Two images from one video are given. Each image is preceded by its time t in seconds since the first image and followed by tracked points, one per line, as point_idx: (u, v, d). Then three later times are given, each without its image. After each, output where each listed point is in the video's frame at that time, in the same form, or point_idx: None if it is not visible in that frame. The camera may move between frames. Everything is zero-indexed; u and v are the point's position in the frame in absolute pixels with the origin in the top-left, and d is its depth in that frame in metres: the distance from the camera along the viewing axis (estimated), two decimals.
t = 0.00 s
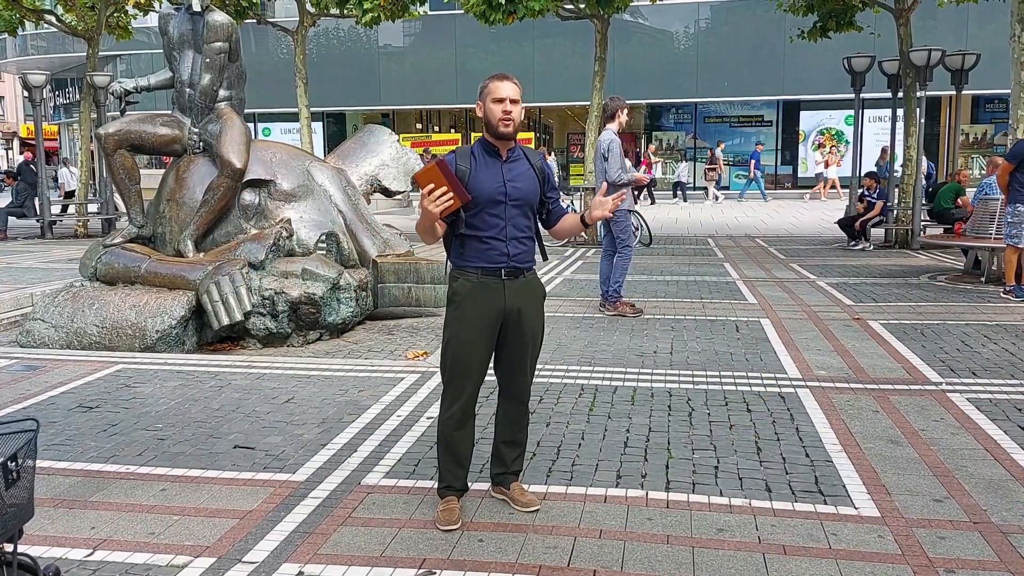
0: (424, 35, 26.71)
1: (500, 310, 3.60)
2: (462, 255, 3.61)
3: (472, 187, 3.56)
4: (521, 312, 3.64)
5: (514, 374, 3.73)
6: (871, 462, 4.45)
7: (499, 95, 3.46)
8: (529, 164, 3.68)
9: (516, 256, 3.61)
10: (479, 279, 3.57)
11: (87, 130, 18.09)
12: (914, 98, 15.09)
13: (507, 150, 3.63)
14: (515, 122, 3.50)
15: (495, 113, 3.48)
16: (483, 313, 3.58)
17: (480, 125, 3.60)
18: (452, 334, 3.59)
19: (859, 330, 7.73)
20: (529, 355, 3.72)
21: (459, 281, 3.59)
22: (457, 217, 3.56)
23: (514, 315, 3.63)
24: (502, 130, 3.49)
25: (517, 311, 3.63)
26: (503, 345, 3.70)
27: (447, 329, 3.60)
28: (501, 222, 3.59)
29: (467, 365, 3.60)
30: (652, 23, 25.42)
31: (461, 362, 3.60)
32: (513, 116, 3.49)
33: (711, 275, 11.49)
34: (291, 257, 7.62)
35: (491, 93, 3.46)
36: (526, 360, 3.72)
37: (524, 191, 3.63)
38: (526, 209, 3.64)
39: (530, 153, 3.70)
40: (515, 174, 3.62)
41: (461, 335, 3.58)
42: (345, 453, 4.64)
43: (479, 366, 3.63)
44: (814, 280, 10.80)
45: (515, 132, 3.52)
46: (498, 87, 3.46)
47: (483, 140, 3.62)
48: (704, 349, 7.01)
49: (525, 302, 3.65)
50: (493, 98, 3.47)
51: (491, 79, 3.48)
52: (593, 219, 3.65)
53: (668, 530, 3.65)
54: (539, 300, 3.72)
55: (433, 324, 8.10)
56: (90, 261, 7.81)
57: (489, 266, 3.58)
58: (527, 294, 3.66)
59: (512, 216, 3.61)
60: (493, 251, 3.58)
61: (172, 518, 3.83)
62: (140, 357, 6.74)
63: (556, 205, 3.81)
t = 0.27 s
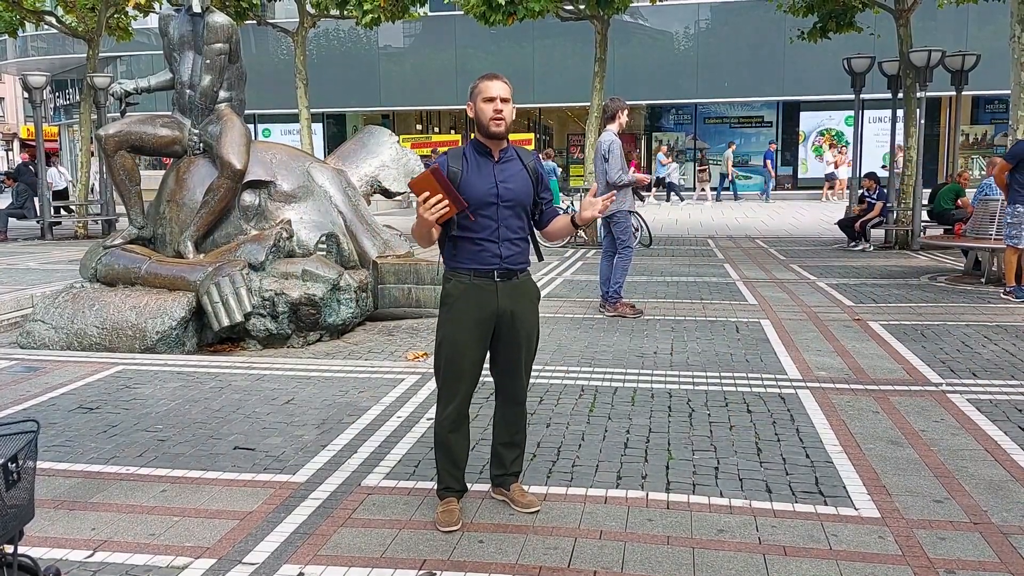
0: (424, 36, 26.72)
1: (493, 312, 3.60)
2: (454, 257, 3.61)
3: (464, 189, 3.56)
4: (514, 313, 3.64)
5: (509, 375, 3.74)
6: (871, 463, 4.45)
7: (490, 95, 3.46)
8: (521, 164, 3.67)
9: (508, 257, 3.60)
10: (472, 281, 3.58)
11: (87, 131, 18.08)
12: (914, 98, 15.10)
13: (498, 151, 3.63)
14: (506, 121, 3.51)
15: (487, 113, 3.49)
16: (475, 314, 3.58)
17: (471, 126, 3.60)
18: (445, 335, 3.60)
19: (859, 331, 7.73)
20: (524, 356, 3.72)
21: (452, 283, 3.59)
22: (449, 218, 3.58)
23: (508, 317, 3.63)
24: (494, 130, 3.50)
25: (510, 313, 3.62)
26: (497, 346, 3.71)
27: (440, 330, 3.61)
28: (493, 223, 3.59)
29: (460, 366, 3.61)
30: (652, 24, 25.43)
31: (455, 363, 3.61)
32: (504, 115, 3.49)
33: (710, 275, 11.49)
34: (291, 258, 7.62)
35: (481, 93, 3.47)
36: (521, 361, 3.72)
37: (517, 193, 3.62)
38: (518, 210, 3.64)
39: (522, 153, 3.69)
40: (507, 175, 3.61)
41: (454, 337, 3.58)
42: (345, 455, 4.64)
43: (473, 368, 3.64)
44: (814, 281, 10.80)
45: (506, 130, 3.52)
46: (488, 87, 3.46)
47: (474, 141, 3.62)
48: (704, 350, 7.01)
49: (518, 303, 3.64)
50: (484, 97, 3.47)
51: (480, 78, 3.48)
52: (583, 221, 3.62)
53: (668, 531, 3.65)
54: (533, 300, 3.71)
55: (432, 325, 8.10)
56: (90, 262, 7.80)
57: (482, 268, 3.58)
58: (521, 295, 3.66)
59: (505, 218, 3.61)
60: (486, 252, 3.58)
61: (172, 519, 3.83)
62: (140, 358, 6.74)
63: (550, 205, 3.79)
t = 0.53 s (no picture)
0: (424, 37, 26.73)
1: (488, 314, 3.60)
2: (448, 258, 3.61)
3: (456, 189, 3.56)
4: (510, 314, 3.64)
5: (506, 375, 3.74)
6: (872, 463, 4.44)
7: (482, 93, 3.46)
8: (514, 164, 3.67)
9: (503, 258, 3.60)
10: (467, 282, 3.58)
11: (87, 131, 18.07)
12: (914, 99, 15.10)
13: (492, 150, 3.63)
14: (499, 119, 3.51)
15: (479, 111, 3.49)
16: (470, 316, 3.58)
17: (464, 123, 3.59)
18: (440, 337, 3.60)
19: (860, 331, 7.72)
20: (520, 356, 3.72)
21: (447, 284, 3.59)
22: (443, 219, 3.59)
23: (503, 317, 3.63)
24: (487, 129, 3.50)
25: (506, 314, 3.63)
26: (494, 347, 3.71)
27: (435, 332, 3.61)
28: (487, 224, 3.59)
29: (457, 368, 3.61)
30: (652, 24, 25.44)
31: (450, 365, 3.61)
32: (497, 114, 3.50)
33: (711, 276, 11.49)
34: (291, 258, 7.62)
35: (473, 91, 3.46)
36: (517, 362, 3.72)
37: (510, 193, 3.62)
38: (512, 210, 3.63)
39: (515, 153, 3.69)
40: (500, 175, 3.61)
41: (449, 338, 3.59)
42: (346, 455, 4.64)
43: (469, 369, 3.64)
44: (814, 282, 10.80)
45: (499, 129, 3.53)
46: (480, 85, 3.46)
47: (467, 140, 3.62)
48: (705, 350, 7.01)
49: (513, 304, 3.65)
50: (476, 95, 3.47)
51: (472, 76, 3.48)
52: (579, 214, 3.60)
53: (669, 532, 3.65)
54: (528, 301, 3.72)
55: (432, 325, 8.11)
56: (90, 262, 7.79)
57: (476, 269, 3.58)
58: (516, 296, 3.66)
59: (499, 218, 3.61)
60: (480, 253, 3.58)
61: (173, 519, 3.83)
62: (140, 358, 6.75)
63: (544, 204, 3.79)
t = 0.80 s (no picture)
0: (425, 38, 26.74)
1: (484, 315, 3.60)
2: (444, 261, 3.61)
3: (450, 191, 3.56)
4: (506, 315, 3.64)
5: (502, 377, 3.73)
6: (872, 464, 4.44)
7: (474, 93, 3.47)
8: (507, 164, 3.68)
9: (499, 260, 3.61)
10: (463, 284, 3.58)
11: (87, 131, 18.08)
12: (914, 99, 15.10)
13: (485, 151, 3.63)
14: (492, 120, 3.52)
15: (472, 112, 3.49)
16: (467, 318, 3.58)
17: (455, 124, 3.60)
18: (437, 340, 3.59)
19: (861, 332, 7.74)
20: (516, 358, 3.72)
21: (443, 286, 3.59)
22: (437, 221, 3.58)
23: (499, 319, 3.63)
24: (480, 130, 3.51)
25: (502, 316, 3.63)
26: (490, 349, 3.71)
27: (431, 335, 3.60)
28: (482, 225, 3.60)
29: (454, 370, 3.61)
30: (653, 25, 25.45)
31: (447, 367, 3.61)
32: (490, 113, 3.51)
33: (711, 277, 11.50)
34: (292, 259, 7.63)
35: (465, 91, 3.47)
36: (513, 364, 3.73)
37: (505, 193, 3.62)
38: (507, 211, 3.64)
39: (508, 153, 3.70)
40: (494, 175, 3.61)
41: (446, 340, 3.58)
42: (346, 455, 4.64)
43: (466, 372, 3.64)
44: (815, 283, 10.81)
45: (493, 130, 3.53)
46: (472, 85, 3.47)
47: (460, 141, 3.62)
48: (706, 351, 7.01)
49: (509, 305, 3.65)
50: (468, 95, 3.47)
51: (463, 76, 3.49)
52: (577, 210, 3.69)
53: (669, 532, 3.65)
54: (523, 302, 3.72)
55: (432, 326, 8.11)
56: (91, 263, 7.78)
57: (472, 271, 3.59)
58: (512, 298, 3.66)
59: (494, 219, 3.61)
60: (476, 255, 3.59)
61: (174, 519, 3.83)
62: (141, 358, 6.75)
63: (538, 203, 3.79)
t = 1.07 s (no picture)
0: (425, 38, 26.76)
1: (481, 316, 3.60)
2: (439, 262, 3.60)
3: (444, 193, 3.55)
4: (502, 316, 3.65)
5: (500, 377, 3.74)
6: (872, 464, 4.44)
7: (466, 94, 3.48)
8: (499, 164, 3.68)
9: (494, 260, 3.61)
10: (459, 285, 3.58)
11: (88, 132, 18.08)
12: (915, 100, 15.11)
13: (477, 152, 3.64)
14: (486, 117, 3.52)
15: (465, 113, 3.50)
16: (463, 319, 3.58)
17: (447, 126, 3.60)
18: (434, 342, 3.59)
19: (861, 332, 7.74)
20: (513, 358, 3.73)
21: (439, 288, 3.58)
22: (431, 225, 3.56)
23: (495, 320, 3.64)
24: (474, 128, 3.51)
25: (499, 316, 3.64)
26: (487, 349, 3.71)
27: (428, 337, 3.59)
28: (477, 226, 3.60)
29: (451, 372, 3.61)
30: (653, 25, 25.45)
31: (445, 369, 3.61)
32: (483, 112, 3.51)
33: (711, 277, 11.50)
34: (292, 259, 7.63)
35: (456, 92, 3.49)
36: (511, 364, 3.73)
37: (498, 194, 3.62)
38: (501, 211, 3.64)
39: (500, 153, 3.70)
40: (488, 176, 3.61)
41: (443, 342, 3.58)
42: (347, 456, 4.64)
43: (463, 373, 3.64)
44: (815, 283, 10.81)
45: (487, 128, 3.53)
46: (463, 86, 3.48)
47: (451, 141, 3.62)
48: (706, 351, 7.00)
49: (505, 306, 3.66)
50: (459, 96, 3.49)
51: (453, 78, 3.50)
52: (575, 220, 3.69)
53: (670, 533, 3.65)
54: (519, 303, 3.73)
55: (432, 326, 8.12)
56: (91, 263, 7.78)
57: (468, 272, 3.58)
58: (508, 298, 3.67)
59: (488, 220, 3.61)
60: (472, 256, 3.58)
61: (174, 520, 3.83)
62: (141, 359, 6.75)
63: (530, 204, 3.80)
